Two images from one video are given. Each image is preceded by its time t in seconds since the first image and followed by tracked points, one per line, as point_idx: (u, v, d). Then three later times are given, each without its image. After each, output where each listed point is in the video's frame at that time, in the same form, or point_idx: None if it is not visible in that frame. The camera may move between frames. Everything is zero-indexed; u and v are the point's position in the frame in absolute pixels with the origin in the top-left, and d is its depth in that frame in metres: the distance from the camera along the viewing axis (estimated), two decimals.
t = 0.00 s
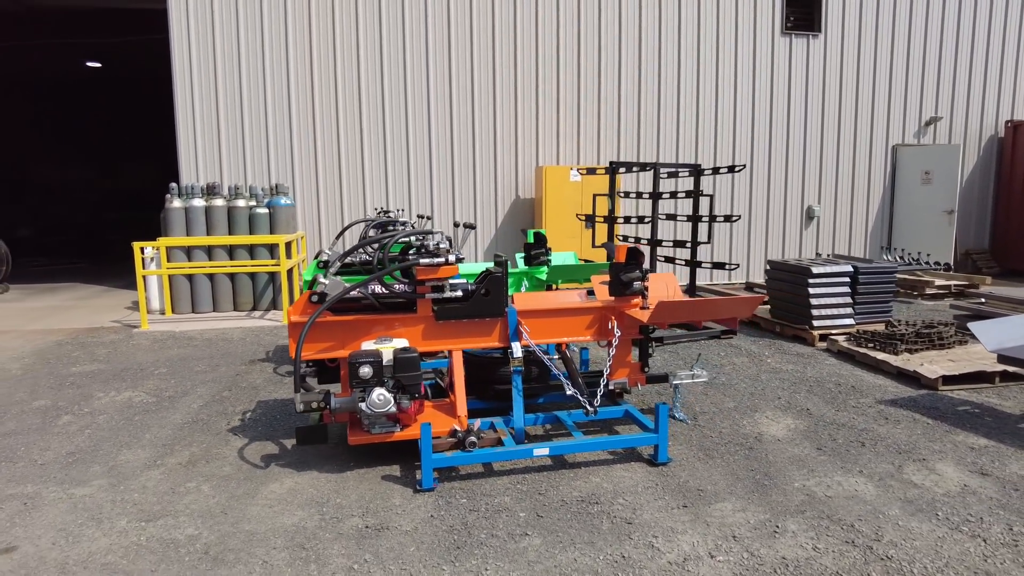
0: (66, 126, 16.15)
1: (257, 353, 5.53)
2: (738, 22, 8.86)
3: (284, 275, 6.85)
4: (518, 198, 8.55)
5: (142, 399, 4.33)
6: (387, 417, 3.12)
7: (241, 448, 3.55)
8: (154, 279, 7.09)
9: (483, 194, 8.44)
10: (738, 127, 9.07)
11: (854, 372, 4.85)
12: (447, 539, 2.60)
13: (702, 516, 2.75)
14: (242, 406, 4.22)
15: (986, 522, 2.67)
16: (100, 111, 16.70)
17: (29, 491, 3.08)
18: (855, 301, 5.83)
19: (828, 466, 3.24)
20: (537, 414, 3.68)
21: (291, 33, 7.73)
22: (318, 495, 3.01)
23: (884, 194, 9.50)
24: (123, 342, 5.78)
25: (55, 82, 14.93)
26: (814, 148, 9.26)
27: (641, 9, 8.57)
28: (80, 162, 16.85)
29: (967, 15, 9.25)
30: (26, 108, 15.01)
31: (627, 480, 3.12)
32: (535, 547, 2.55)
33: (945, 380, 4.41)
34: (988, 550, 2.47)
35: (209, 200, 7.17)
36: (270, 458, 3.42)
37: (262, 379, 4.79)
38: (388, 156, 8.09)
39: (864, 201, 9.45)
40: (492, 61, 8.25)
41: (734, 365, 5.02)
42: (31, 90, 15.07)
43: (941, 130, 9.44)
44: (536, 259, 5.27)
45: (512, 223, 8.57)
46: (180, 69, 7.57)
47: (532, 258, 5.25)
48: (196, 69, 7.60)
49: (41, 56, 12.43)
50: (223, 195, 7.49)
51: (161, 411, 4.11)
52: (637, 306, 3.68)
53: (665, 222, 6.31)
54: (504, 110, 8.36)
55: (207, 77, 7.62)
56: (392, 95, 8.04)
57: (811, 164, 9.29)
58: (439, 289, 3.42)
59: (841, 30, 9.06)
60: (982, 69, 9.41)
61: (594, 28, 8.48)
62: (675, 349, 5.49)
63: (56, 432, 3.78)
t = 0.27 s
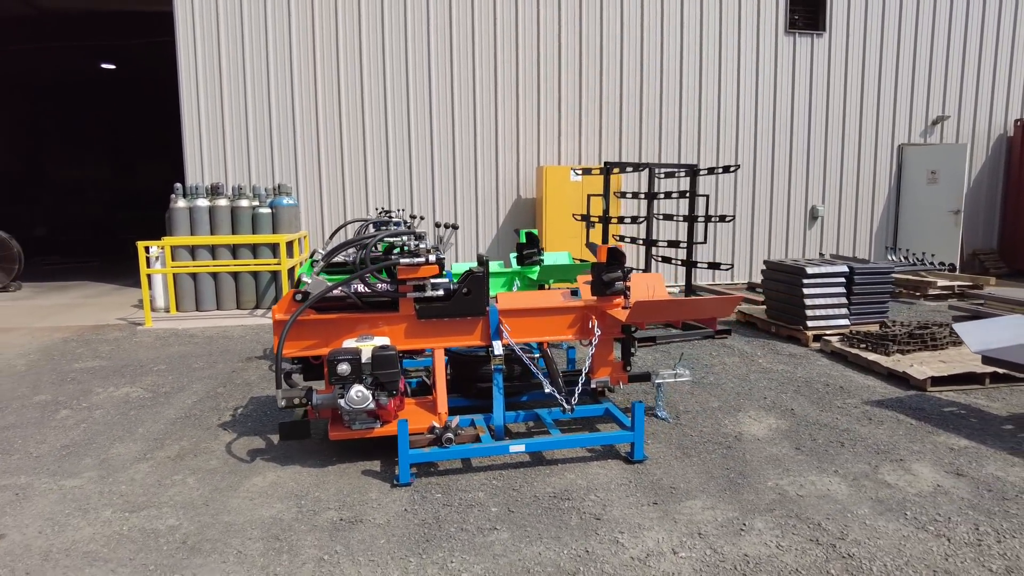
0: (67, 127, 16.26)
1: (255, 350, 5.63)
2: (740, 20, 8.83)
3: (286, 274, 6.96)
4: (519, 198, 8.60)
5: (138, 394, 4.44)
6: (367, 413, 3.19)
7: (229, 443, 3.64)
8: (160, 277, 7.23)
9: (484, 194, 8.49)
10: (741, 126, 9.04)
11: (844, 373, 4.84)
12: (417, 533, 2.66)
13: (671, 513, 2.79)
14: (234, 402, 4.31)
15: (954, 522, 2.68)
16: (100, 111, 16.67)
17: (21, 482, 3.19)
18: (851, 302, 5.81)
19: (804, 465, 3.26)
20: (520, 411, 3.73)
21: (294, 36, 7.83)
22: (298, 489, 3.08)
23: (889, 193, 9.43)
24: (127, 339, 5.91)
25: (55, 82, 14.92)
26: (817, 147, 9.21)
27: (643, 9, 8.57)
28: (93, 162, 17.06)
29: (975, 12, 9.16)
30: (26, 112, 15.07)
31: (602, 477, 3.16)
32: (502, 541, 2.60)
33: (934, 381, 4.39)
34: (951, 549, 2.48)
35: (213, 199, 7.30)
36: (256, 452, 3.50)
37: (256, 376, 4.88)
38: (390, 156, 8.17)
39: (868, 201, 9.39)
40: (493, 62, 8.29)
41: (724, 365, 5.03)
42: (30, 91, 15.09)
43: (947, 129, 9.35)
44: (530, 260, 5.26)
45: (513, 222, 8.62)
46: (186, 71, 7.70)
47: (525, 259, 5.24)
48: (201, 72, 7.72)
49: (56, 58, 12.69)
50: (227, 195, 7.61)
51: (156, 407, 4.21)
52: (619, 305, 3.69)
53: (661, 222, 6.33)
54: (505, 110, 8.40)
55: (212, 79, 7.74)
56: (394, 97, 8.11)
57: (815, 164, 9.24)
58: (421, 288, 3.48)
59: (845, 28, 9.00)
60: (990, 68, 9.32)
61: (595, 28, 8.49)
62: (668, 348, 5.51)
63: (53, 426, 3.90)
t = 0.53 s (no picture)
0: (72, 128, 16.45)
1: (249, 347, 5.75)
2: (736, 22, 8.88)
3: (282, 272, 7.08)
4: (515, 198, 8.68)
5: (131, 388, 4.57)
6: (343, 405, 3.29)
7: (213, 434, 3.76)
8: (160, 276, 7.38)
9: (480, 194, 8.58)
10: (736, 127, 9.08)
11: (826, 371, 4.89)
12: (385, 519, 2.76)
13: (632, 502, 2.87)
14: (223, 395, 4.43)
15: (908, 514, 2.74)
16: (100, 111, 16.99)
17: (12, 470, 3.31)
18: (837, 301, 5.85)
19: (770, 459, 3.32)
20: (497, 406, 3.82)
21: (292, 39, 7.97)
22: (275, 478, 3.19)
23: (886, 194, 9.44)
24: (125, 336, 6.06)
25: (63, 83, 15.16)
26: (813, 147, 9.24)
27: (638, 10, 8.63)
28: (102, 163, 17.31)
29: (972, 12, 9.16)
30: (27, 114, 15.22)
31: (571, 468, 3.24)
32: (465, 527, 2.69)
33: (911, 379, 4.44)
34: (900, 539, 2.55)
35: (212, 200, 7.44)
36: (239, 444, 3.61)
37: (247, 371, 5.00)
38: (386, 157, 8.28)
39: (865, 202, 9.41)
40: (488, 63, 8.39)
41: (707, 362, 5.09)
42: (30, 90, 15.20)
43: (945, 129, 9.36)
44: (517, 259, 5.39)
45: (509, 222, 8.71)
46: (187, 74, 7.85)
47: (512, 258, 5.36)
48: (201, 74, 7.87)
49: (65, 60, 12.94)
50: (226, 196, 7.76)
51: (147, 400, 4.34)
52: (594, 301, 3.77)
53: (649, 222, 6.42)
54: (500, 110, 8.48)
55: (212, 80, 7.89)
56: (391, 98, 8.22)
57: (811, 164, 9.27)
58: (398, 285, 3.58)
59: (841, 29, 9.02)
60: (988, 68, 9.32)
61: (590, 29, 8.56)
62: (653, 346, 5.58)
63: (46, 418, 4.03)
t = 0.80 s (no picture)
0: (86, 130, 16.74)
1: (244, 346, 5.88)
2: (732, 24, 8.92)
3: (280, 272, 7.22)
4: (512, 200, 8.77)
5: (127, 387, 4.70)
6: (324, 403, 3.41)
7: (202, 431, 3.87)
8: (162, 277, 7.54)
9: (477, 196, 8.68)
10: (733, 129, 9.12)
11: (808, 372, 4.94)
12: (357, 513, 2.87)
13: (599, 499, 2.96)
14: (215, 394, 4.55)
15: (865, 512, 2.81)
16: (104, 112, 17.16)
17: (8, 465, 3.45)
18: (825, 303, 5.90)
19: (740, 458, 3.39)
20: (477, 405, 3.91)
21: (292, 44, 8.11)
22: (257, 473, 3.30)
23: (884, 196, 9.46)
24: (126, 336, 6.21)
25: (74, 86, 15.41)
26: (810, 149, 9.26)
27: (635, 13, 8.70)
28: (111, 164, 17.56)
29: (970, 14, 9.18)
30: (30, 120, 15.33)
31: (544, 466, 3.34)
32: (434, 521, 2.79)
33: (890, 380, 4.49)
34: (853, 535, 2.62)
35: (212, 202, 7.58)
36: (226, 440, 3.73)
37: (240, 370, 5.12)
38: (385, 159, 8.41)
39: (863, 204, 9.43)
40: (485, 67, 8.49)
41: (691, 363, 5.16)
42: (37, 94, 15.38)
43: (943, 131, 9.37)
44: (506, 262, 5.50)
45: (506, 224, 8.81)
46: (190, 79, 8.00)
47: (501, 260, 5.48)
48: (203, 78, 8.01)
49: (75, 64, 13.19)
50: (227, 198, 7.91)
51: (141, 398, 4.46)
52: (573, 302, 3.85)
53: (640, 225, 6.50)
54: (498, 113, 8.58)
55: (214, 84, 8.04)
56: (390, 102, 8.35)
57: (808, 166, 9.30)
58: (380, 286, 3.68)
59: (838, 31, 9.05)
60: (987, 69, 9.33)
61: (587, 33, 8.63)
62: (641, 347, 5.66)
63: (44, 414, 4.16)
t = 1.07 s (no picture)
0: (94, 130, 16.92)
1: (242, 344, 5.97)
2: (731, 24, 8.92)
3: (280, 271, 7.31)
4: (511, 200, 8.83)
5: (124, 383, 4.79)
6: (311, 401, 3.49)
7: (195, 427, 3.96)
8: (165, 277, 7.67)
9: (477, 196, 8.74)
10: (732, 129, 9.11)
11: (798, 372, 4.97)
12: (338, 508, 2.94)
13: (574, 494, 3.01)
14: (210, 391, 4.63)
15: (837, 511, 2.85)
16: (112, 113, 17.34)
17: (5, 458, 3.54)
18: (817, 303, 5.92)
19: (719, 456, 3.43)
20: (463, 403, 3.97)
21: (293, 45, 8.19)
22: (244, 468, 3.38)
23: (885, 196, 9.45)
24: (127, 334, 6.32)
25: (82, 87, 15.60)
26: (810, 148, 9.26)
27: (634, 14, 8.72)
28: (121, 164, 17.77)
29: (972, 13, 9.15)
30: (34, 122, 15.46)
31: (524, 463, 3.39)
32: (411, 515, 2.86)
33: (877, 380, 4.51)
34: (820, 533, 2.66)
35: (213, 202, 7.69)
36: (216, 436, 3.81)
37: (236, 368, 5.20)
38: (384, 159, 8.48)
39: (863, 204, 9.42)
40: (484, 67, 8.54)
41: (681, 364, 5.20)
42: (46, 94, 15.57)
43: (945, 131, 9.35)
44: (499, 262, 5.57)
45: (505, 223, 8.86)
46: (192, 81, 8.11)
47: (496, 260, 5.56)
48: (205, 80, 8.12)
49: (83, 65, 13.38)
50: (228, 198, 8.02)
51: (138, 394, 4.56)
52: (557, 301, 3.90)
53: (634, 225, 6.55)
54: (496, 113, 8.62)
55: (216, 85, 8.14)
56: (390, 103, 8.42)
57: (808, 165, 9.29)
58: (366, 286, 3.76)
59: (838, 30, 9.04)
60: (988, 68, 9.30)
61: (586, 33, 8.66)
62: (632, 347, 5.70)
63: (42, 410, 4.26)
